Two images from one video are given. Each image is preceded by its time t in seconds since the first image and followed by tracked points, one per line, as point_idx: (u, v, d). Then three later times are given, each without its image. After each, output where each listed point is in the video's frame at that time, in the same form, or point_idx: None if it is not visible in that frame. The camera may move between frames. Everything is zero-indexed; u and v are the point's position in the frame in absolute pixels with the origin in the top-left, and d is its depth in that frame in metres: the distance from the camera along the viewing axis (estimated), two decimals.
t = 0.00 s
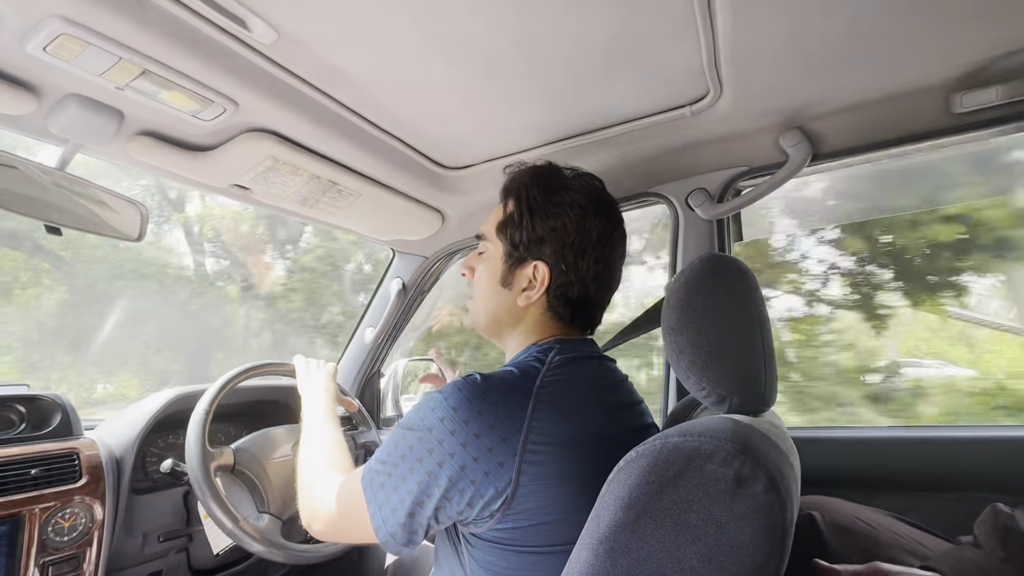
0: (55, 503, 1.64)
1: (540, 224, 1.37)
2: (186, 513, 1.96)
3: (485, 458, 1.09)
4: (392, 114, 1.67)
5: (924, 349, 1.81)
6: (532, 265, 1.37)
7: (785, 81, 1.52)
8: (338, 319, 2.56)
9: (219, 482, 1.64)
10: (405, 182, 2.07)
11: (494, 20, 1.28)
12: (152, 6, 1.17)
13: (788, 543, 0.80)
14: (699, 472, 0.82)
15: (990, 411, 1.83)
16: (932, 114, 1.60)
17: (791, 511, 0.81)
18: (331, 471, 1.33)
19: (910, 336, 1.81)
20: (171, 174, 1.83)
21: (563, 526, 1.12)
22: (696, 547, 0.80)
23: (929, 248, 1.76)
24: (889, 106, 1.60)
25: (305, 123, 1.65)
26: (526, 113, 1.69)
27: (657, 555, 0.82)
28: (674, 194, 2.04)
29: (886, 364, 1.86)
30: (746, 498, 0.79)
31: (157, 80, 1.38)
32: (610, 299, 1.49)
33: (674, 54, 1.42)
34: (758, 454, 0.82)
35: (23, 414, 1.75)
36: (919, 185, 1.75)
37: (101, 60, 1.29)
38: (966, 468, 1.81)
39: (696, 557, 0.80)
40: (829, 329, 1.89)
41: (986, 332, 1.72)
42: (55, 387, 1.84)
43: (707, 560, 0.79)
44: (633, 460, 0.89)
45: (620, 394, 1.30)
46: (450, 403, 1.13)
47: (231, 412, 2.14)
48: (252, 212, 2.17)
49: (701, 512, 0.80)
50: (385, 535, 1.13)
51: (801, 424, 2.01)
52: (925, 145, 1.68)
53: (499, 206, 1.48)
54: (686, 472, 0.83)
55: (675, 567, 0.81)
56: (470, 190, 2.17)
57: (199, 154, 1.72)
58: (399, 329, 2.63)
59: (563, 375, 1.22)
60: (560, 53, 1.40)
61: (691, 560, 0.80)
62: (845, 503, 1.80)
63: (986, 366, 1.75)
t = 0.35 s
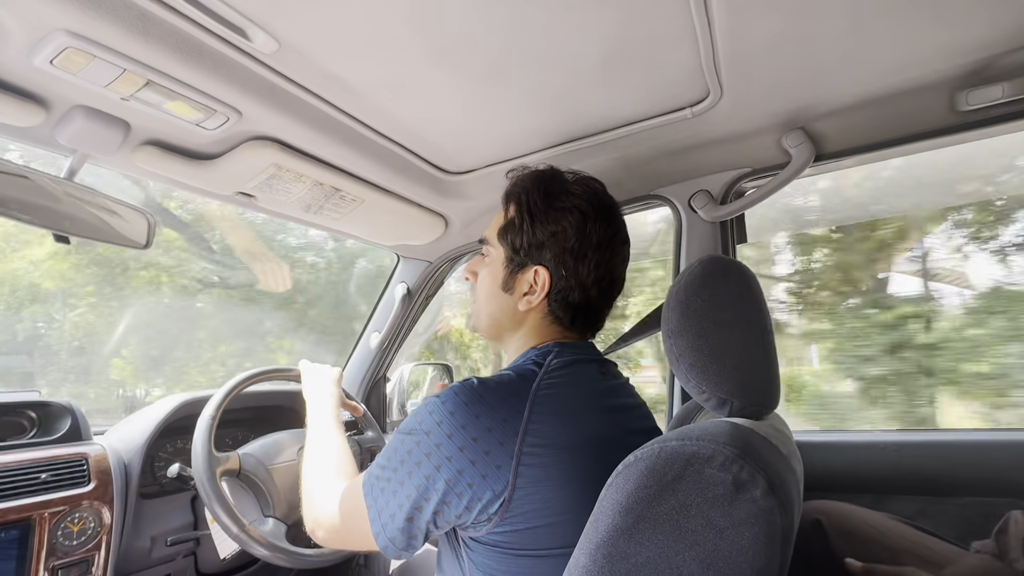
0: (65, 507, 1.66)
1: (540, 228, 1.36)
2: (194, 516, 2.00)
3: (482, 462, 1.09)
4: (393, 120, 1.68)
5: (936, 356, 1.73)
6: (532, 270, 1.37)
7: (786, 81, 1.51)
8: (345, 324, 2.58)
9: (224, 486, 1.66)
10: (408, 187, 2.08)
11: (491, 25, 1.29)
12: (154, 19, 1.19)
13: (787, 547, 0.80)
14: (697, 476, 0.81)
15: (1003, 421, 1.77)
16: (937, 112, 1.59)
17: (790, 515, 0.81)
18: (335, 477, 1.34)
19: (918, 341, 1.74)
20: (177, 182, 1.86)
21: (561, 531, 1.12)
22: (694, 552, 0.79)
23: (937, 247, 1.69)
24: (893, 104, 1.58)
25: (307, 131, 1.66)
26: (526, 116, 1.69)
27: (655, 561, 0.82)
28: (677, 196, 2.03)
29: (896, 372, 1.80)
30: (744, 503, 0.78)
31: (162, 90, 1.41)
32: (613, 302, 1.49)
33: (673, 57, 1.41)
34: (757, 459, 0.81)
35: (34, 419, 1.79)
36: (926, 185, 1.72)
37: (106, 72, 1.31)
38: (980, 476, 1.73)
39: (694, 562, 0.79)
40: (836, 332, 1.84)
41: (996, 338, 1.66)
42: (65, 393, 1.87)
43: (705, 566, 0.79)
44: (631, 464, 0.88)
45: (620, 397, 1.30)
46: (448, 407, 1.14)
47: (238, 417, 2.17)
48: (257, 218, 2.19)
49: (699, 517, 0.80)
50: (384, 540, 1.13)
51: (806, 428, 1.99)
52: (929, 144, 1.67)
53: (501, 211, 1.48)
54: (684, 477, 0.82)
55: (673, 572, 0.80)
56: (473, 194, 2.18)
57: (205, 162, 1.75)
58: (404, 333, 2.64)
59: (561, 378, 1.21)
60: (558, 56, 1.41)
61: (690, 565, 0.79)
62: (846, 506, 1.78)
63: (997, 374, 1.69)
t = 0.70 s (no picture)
0: (49, 501, 1.64)
1: (540, 221, 1.38)
2: (182, 513, 1.97)
3: (476, 457, 1.09)
4: (390, 114, 1.67)
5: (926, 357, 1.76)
6: (530, 261, 1.38)
7: (782, 84, 1.52)
8: (336, 320, 2.57)
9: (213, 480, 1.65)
10: (403, 182, 2.07)
11: (492, 20, 1.28)
12: (151, 6, 1.18)
13: (780, 545, 0.80)
14: (693, 474, 0.81)
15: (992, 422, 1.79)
16: (929, 118, 1.61)
17: (783, 514, 0.81)
18: (322, 473, 1.33)
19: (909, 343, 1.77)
20: (169, 173, 1.83)
21: (554, 527, 1.11)
22: (688, 550, 0.79)
23: (928, 251, 1.72)
24: (887, 110, 1.61)
25: (303, 124, 1.65)
26: (524, 114, 1.69)
27: (649, 558, 0.82)
28: (671, 198, 2.02)
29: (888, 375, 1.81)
30: (739, 501, 0.78)
31: (155, 79, 1.39)
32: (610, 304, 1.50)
33: (672, 57, 1.42)
34: (752, 457, 0.82)
35: (19, 412, 1.74)
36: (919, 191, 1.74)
37: (99, 59, 1.29)
38: (967, 474, 1.76)
39: (688, 560, 0.79)
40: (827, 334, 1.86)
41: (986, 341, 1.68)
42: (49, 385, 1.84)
43: (699, 563, 0.79)
44: (627, 462, 0.88)
45: (614, 395, 1.30)
46: (443, 402, 1.13)
47: (227, 412, 2.14)
48: (250, 212, 2.17)
49: (694, 515, 0.80)
50: (376, 536, 1.12)
51: (796, 428, 2.00)
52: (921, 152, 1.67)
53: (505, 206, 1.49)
54: (680, 475, 0.82)
55: (667, 570, 0.80)
56: (468, 191, 2.17)
57: (198, 154, 1.73)
58: (398, 330, 2.63)
59: (556, 375, 1.21)
60: (558, 54, 1.40)
61: (684, 563, 0.79)
62: (835, 506, 1.81)
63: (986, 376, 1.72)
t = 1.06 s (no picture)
0: (51, 504, 1.64)
1: (543, 221, 1.38)
2: (183, 514, 1.98)
3: (479, 456, 1.09)
4: (390, 115, 1.67)
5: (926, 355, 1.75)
6: (532, 262, 1.38)
7: (782, 83, 1.52)
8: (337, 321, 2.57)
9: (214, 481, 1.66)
10: (403, 183, 2.07)
11: (492, 21, 1.28)
12: (151, 8, 1.18)
13: (780, 544, 0.80)
14: (693, 473, 0.81)
15: (993, 421, 1.78)
16: (929, 116, 1.61)
17: (783, 511, 0.81)
18: (326, 472, 1.33)
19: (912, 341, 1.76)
20: (168, 175, 1.83)
21: (556, 524, 1.12)
22: (689, 549, 0.79)
23: (929, 250, 1.71)
24: (885, 109, 1.61)
25: (302, 125, 1.65)
26: (524, 114, 1.69)
27: (650, 557, 0.82)
28: (671, 196, 2.04)
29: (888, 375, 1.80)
30: (739, 500, 0.78)
31: (155, 81, 1.39)
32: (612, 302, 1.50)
33: (671, 57, 1.42)
34: (752, 456, 0.82)
35: (20, 414, 1.75)
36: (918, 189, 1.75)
37: (99, 62, 1.29)
38: (967, 472, 1.75)
39: (688, 559, 0.79)
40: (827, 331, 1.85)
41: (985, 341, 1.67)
42: (49, 388, 1.83)
43: (699, 562, 0.79)
44: (628, 461, 0.88)
45: (615, 394, 1.30)
46: (445, 401, 1.13)
47: (228, 413, 2.14)
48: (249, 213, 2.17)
49: (694, 514, 0.80)
50: (378, 534, 1.12)
51: (796, 427, 2.00)
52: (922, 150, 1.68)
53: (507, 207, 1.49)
54: (680, 474, 0.82)
55: (668, 568, 0.80)
56: (468, 191, 2.17)
57: (198, 155, 1.73)
58: (399, 330, 2.64)
59: (557, 374, 1.22)
60: (558, 55, 1.41)
61: (686, 562, 0.79)
62: (836, 505, 1.81)
63: (988, 375, 1.71)
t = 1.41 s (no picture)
0: (52, 505, 1.64)
1: (539, 222, 1.38)
2: (184, 515, 1.99)
3: (479, 456, 1.09)
4: (389, 116, 1.67)
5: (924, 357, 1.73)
6: (529, 263, 1.38)
7: (781, 82, 1.52)
8: (336, 322, 2.57)
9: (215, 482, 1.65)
10: (403, 183, 2.07)
11: (490, 21, 1.28)
12: (149, 9, 1.18)
13: (782, 542, 0.80)
14: (694, 472, 0.81)
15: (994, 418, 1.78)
16: (929, 114, 1.61)
17: (784, 511, 0.81)
18: (327, 472, 1.33)
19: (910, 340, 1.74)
20: (168, 176, 1.83)
21: (556, 524, 1.12)
22: (690, 548, 0.79)
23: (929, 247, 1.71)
24: (885, 107, 1.61)
25: (302, 125, 1.65)
26: (523, 114, 1.69)
27: (651, 557, 0.81)
28: (670, 196, 2.04)
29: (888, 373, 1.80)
30: (740, 499, 0.79)
31: (154, 82, 1.39)
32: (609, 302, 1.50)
33: (671, 56, 1.42)
34: (753, 455, 0.82)
35: (20, 416, 1.77)
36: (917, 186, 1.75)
37: (97, 63, 1.29)
38: (967, 469, 1.75)
39: (690, 558, 0.79)
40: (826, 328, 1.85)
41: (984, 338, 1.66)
42: (51, 389, 1.84)
43: (701, 561, 0.79)
44: (628, 460, 0.88)
45: (615, 394, 1.30)
46: (444, 401, 1.13)
47: (228, 414, 2.15)
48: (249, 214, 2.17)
49: (695, 513, 0.80)
50: (378, 535, 1.12)
51: (797, 427, 2.00)
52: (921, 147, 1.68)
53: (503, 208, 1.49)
54: (681, 473, 0.82)
55: (669, 568, 0.80)
56: (468, 192, 2.17)
57: (198, 157, 1.73)
58: (399, 330, 2.64)
59: (557, 375, 1.22)
60: (557, 54, 1.41)
61: (687, 561, 0.79)
62: (837, 504, 1.81)
63: (989, 372, 1.70)
